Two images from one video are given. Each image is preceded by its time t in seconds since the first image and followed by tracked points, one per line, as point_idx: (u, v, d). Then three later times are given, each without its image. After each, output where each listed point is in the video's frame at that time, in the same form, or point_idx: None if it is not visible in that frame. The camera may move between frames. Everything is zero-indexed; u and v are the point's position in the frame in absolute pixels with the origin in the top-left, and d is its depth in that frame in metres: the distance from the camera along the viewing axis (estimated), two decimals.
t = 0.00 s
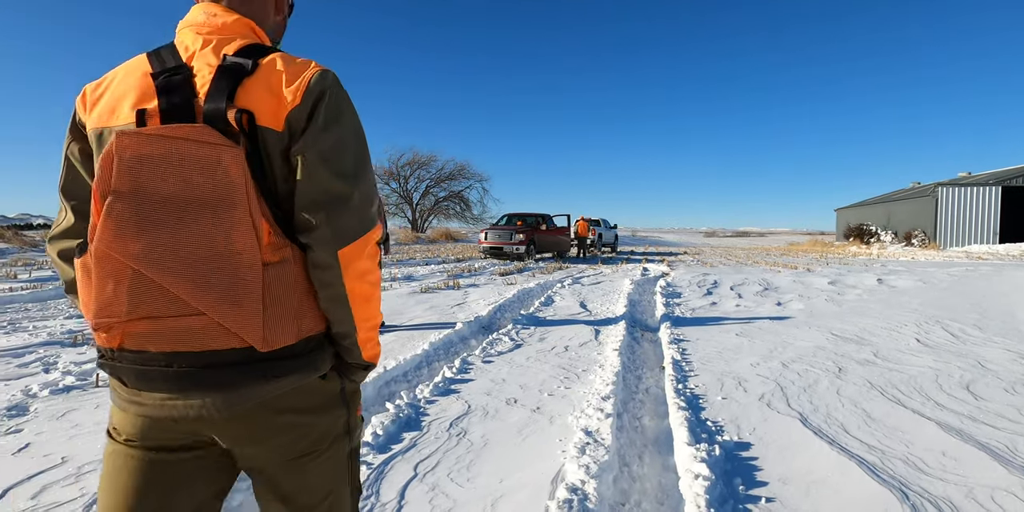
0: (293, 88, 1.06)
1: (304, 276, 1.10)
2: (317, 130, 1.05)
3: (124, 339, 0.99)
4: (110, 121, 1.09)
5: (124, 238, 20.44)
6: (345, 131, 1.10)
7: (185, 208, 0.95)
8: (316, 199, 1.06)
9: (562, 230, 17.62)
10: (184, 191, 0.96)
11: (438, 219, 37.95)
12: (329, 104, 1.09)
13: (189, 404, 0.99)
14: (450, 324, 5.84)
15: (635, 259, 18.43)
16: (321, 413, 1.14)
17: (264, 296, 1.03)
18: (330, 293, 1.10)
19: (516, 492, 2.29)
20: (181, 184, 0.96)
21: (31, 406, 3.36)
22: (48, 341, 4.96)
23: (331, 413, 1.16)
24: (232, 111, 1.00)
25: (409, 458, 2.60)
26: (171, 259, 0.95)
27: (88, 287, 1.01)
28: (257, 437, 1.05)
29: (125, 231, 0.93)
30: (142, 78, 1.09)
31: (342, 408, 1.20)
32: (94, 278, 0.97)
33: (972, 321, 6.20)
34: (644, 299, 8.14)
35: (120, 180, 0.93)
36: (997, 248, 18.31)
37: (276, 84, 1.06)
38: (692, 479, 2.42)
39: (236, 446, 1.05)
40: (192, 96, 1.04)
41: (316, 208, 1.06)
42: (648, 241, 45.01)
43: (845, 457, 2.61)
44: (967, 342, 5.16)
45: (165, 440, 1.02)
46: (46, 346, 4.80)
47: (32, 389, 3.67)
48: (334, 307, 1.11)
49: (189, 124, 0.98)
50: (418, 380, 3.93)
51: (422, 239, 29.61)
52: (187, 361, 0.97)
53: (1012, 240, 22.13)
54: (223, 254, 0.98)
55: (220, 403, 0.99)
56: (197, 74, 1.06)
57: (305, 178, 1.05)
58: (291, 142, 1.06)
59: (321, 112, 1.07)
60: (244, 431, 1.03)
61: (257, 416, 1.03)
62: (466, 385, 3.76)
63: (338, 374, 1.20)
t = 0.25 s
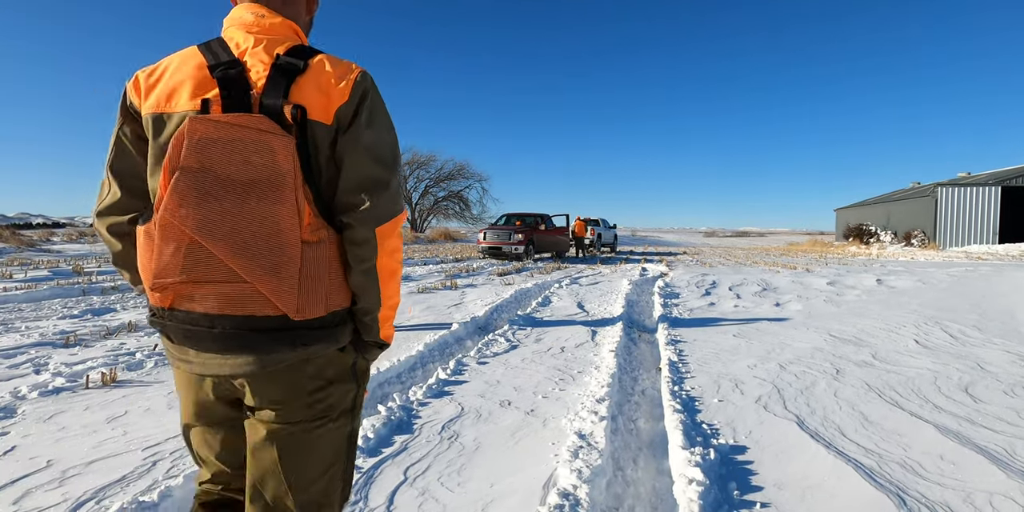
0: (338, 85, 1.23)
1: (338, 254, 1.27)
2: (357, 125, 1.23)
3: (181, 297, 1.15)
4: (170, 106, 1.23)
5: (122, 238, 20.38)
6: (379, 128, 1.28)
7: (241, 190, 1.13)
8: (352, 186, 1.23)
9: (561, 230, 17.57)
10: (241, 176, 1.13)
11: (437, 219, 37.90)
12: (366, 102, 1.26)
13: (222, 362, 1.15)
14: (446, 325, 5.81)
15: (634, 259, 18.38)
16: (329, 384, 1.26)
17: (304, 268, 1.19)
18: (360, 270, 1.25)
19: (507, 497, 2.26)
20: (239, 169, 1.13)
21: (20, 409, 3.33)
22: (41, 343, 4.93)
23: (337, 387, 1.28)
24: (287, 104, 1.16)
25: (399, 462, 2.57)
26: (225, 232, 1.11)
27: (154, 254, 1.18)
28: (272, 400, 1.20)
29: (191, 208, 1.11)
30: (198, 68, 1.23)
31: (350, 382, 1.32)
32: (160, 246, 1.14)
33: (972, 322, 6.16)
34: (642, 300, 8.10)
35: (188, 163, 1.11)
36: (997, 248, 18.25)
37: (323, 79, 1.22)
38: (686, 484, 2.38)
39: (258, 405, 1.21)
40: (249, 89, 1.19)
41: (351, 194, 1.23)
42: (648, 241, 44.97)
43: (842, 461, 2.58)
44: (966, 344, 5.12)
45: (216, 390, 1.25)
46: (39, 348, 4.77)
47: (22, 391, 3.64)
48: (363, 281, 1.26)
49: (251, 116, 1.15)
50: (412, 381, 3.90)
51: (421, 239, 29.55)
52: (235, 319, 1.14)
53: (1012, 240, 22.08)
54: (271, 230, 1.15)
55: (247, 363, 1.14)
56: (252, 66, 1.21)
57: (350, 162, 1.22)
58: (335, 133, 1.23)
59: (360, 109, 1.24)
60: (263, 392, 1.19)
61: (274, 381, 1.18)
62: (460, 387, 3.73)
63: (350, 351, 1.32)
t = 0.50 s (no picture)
0: (350, 114, 1.29)
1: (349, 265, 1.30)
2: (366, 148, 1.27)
3: (211, 304, 1.24)
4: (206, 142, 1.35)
5: (122, 237, 20.38)
6: (388, 149, 1.32)
7: (259, 206, 1.19)
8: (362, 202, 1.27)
9: (560, 230, 17.56)
10: (259, 193, 1.20)
11: (436, 219, 37.89)
12: (375, 126, 1.30)
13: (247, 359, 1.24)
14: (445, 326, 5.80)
15: (634, 259, 18.37)
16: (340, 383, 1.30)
17: (317, 280, 1.23)
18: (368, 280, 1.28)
19: (503, 500, 2.24)
20: (259, 188, 1.20)
21: (16, 410, 3.32)
22: (38, 343, 4.92)
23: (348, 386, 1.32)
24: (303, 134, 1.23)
25: (395, 464, 2.55)
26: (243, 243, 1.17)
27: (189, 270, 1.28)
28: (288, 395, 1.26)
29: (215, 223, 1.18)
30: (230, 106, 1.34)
31: (360, 382, 1.36)
32: (192, 260, 1.23)
33: (971, 323, 6.15)
34: (642, 301, 8.08)
35: (214, 184, 1.19)
36: (997, 249, 18.25)
37: (337, 110, 1.28)
38: (683, 488, 2.36)
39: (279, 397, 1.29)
40: (271, 122, 1.28)
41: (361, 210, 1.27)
42: (647, 241, 44.82)
43: (840, 464, 2.56)
44: (966, 345, 5.10)
45: (248, 384, 1.36)
46: (36, 348, 4.76)
47: (18, 392, 3.63)
48: (372, 290, 1.29)
49: (270, 147, 1.23)
50: (409, 383, 3.89)
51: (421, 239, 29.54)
52: (256, 323, 1.20)
53: (1011, 241, 22.07)
54: (284, 244, 1.18)
55: (267, 363, 1.21)
56: (276, 103, 1.30)
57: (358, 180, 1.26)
58: (346, 157, 1.28)
59: (369, 133, 1.29)
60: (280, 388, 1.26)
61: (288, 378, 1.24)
62: (457, 389, 3.71)
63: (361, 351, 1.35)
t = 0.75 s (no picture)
0: (345, 139, 1.33)
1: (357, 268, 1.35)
2: (358, 168, 1.31)
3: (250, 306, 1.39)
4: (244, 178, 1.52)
5: (122, 237, 20.40)
6: (382, 167, 1.35)
7: (274, 220, 1.29)
8: (361, 212, 1.31)
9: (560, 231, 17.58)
10: (273, 209, 1.29)
11: (436, 219, 37.90)
12: (367, 146, 1.33)
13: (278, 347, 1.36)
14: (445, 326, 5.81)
15: (634, 260, 18.37)
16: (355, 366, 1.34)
17: (328, 283, 1.29)
18: (373, 279, 1.32)
19: (503, 499, 2.25)
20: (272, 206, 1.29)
21: (16, 409, 3.32)
22: (38, 343, 4.92)
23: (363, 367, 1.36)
24: (304, 161, 1.31)
25: (396, 464, 2.56)
26: (263, 253, 1.28)
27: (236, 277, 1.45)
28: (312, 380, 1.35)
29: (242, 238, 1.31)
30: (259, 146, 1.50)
31: (376, 365, 1.39)
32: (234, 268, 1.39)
33: (970, 323, 6.16)
34: (641, 301, 8.09)
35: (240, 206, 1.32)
36: (995, 250, 18.28)
37: (333, 137, 1.34)
38: (683, 487, 2.37)
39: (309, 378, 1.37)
40: (283, 154, 1.38)
41: (360, 219, 1.31)
42: (647, 242, 44.85)
43: (840, 464, 2.57)
44: (965, 346, 5.11)
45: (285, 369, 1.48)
46: (36, 348, 4.77)
47: (18, 391, 3.63)
48: (374, 289, 1.32)
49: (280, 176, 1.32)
50: (409, 383, 3.89)
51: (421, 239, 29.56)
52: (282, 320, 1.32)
53: (1011, 241, 22.10)
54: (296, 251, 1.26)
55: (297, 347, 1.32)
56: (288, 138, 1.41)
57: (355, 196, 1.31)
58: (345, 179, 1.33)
59: (360, 153, 1.31)
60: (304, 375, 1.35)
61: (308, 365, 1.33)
62: (457, 388, 3.72)
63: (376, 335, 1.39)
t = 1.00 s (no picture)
0: (360, 122, 1.56)
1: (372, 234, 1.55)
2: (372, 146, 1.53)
3: (272, 270, 1.54)
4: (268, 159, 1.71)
5: (122, 237, 20.38)
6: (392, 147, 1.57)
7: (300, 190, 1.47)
8: (375, 185, 1.53)
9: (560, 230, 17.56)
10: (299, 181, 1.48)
11: (436, 219, 37.86)
12: (378, 128, 1.55)
13: (299, 307, 1.49)
14: (445, 323, 5.81)
15: (633, 259, 18.36)
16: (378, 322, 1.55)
17: (347, 245, 1.48)
18: (386, 244, 1.53)
19: (504, 492, 2.25)
20: (299, 179, 1.48)
21: (16, 405, 3.31)
22: (37, 340, 4.91)
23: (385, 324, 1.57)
24: (325, 139, 1.52)
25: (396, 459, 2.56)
26: (289, 219, 1.44)
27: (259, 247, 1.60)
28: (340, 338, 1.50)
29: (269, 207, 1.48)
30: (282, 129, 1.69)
31: (391, 321, 1.59)
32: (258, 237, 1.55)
33: (971, 321, 6.15)
34: (641, 299, 8.08)
35: (270, 179, 1.50)
36: (995, 249, 18.27)
37: (350, 121, 1.56)
38: (684, 481, 2.36)
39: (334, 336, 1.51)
40: (304, 135, 1.58)
41: (374, 191, 1.53)
42: (647, 241, 44.83)
43: (841, 458, 2.57)
44: (966, 343, 5.11)
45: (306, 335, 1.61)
46: (35, 345, 4.76)
47: (18, 387, 3.62)
48: (388, 252, 1.52)
49: (304, 152, 1.52)
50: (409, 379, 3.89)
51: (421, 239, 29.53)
52: (306, 279, 1.46)
53: (1011, 240, 22.10)
54: (321, 216, 1.45)
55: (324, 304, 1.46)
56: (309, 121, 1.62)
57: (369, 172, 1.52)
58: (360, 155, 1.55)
59: (373, 133, 1.54)
60: (335, 335, 1.50)
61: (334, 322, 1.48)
62: (457, 384, 3.72)
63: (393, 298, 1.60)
